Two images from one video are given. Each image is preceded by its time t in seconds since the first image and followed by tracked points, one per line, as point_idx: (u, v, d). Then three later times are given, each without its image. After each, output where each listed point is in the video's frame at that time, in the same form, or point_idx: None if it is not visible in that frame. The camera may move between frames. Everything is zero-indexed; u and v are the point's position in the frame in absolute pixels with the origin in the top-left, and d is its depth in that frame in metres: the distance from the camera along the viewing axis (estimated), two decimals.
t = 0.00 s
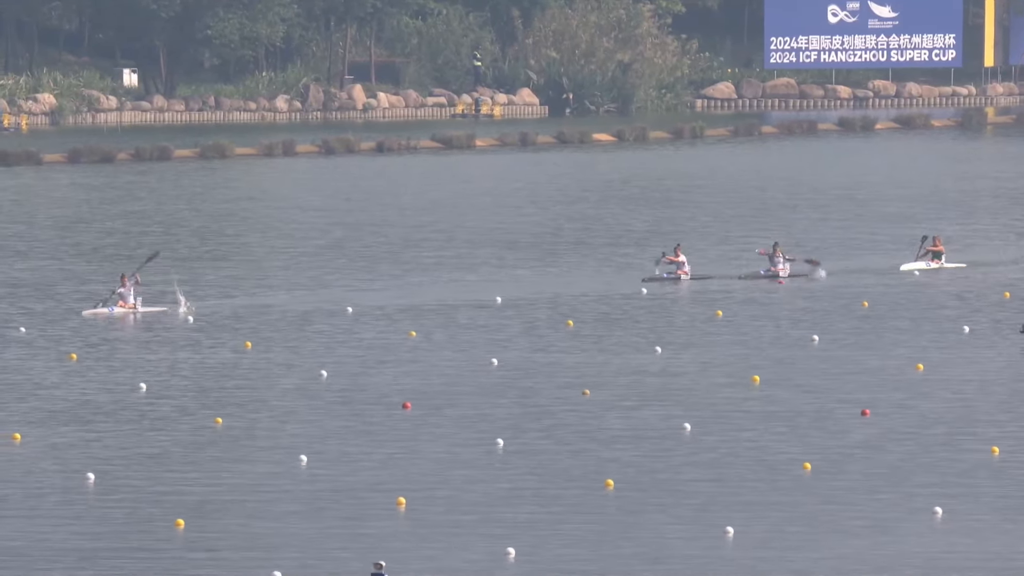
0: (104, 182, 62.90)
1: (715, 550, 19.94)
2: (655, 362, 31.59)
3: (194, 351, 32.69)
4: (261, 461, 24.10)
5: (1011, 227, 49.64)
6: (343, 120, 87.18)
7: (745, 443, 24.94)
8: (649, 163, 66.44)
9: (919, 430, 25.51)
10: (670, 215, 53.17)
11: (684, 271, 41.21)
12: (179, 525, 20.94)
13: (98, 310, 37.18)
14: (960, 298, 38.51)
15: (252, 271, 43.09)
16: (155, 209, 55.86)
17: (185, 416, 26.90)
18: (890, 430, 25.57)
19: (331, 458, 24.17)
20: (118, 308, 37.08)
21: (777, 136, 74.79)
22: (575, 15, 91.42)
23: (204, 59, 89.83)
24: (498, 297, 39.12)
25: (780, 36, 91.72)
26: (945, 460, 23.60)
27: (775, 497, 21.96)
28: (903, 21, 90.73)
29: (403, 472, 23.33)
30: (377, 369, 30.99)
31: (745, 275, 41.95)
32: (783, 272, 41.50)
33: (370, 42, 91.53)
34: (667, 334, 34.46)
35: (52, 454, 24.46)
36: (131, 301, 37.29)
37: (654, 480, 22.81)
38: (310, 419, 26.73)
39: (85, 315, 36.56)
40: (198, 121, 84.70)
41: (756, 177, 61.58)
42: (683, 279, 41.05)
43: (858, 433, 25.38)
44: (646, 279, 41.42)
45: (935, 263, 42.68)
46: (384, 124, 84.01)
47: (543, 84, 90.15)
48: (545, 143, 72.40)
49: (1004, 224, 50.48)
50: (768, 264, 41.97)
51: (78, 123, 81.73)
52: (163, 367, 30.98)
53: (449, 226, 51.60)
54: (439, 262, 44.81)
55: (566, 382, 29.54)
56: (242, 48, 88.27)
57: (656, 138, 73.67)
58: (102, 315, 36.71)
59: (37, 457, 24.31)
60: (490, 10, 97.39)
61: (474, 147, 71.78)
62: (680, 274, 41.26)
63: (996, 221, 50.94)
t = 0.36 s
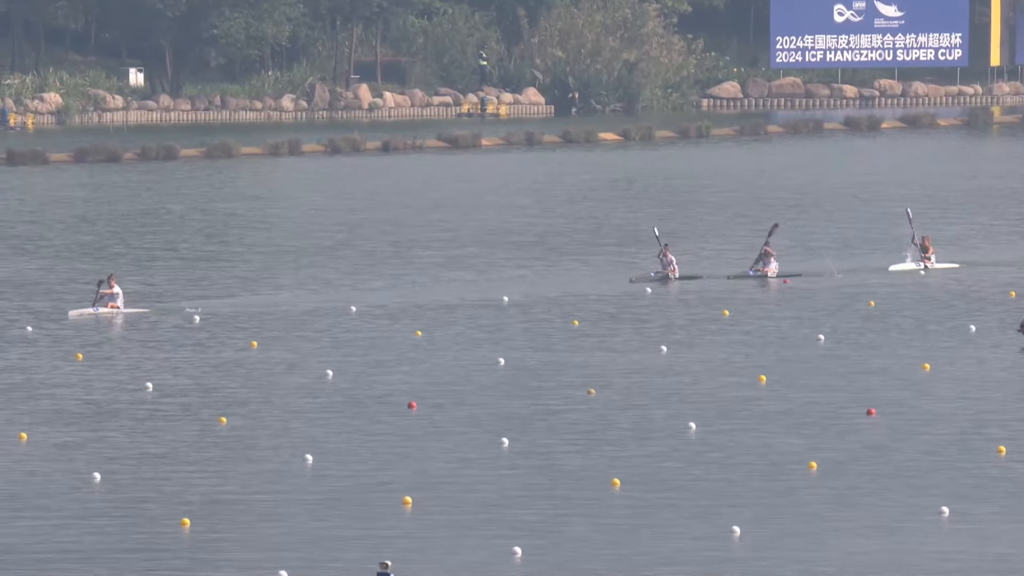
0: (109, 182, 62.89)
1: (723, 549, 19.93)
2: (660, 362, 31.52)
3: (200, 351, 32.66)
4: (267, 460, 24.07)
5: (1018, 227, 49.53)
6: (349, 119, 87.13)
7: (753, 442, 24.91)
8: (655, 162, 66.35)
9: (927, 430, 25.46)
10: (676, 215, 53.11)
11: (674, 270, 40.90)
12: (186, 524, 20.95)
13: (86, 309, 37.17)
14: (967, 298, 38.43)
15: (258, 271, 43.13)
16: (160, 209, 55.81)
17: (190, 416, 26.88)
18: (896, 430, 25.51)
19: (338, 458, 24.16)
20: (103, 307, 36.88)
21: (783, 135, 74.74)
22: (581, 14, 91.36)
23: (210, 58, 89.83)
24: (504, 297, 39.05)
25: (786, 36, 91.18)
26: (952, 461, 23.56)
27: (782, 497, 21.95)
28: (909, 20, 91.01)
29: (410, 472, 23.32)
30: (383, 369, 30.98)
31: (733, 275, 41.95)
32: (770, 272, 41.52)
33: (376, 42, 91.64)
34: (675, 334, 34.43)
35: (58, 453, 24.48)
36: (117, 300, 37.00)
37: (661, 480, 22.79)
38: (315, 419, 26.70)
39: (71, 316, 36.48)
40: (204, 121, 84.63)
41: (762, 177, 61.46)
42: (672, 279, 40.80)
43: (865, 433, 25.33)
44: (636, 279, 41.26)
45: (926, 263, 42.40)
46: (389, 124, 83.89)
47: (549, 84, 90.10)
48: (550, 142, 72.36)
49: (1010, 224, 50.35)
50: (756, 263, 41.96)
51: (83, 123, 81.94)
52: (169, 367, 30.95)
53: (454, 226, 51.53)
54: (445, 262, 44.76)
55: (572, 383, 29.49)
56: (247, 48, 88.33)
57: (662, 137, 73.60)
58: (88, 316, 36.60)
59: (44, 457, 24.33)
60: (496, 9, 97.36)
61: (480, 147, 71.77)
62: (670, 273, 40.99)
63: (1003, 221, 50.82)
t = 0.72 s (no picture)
0: (122, 182, 63.00)
1: (736, 549, 19.91)
2: (672, 362, 31.52)
3: (212, 351, 32.72)
4: (278, 460, 24.11)
5: None
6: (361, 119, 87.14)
7: (765, 442, 24.88)
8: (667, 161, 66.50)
9: (940, 430, 25.43)
10: (688, 215, 53.10)
11: (667, 272, 40.89)
12: (198, 524, 21.00)
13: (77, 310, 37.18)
14: (978, 298, 38.38)
15: (270, 271, 43.15)
16: (171, 209, 55.89)
17: (202, 416, 26.93)
18: (908, 430, 25.49)
19: (350, 457, 24.17)
20: (93, 309, 36.94)
21: (795, 135, 74.62)
22: (594, 14, 90.52)
23: (222, 58, 89.92)
24: (515, 297, 39.05)
25: (799, 35, 91.17)
26: (964, 461, 23.54)
27: (796, 497, 21.92)
28: (921, 19, 90.84)
29: (422, 472, 23.33)
30: (394, 369, 31.00)
31: (737, 275, 41.96)
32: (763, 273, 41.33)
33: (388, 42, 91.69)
34: (687, 334, 34.43)
35: (70, 453, 24.52)
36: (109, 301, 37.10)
37: (674, 480, 22.78)
38: (326, 419, 26.72)
39: (63, 317, 36.51)
40: (216, 121, 84.62)
41: (773, 176, 61.43)
42: (665, 280, 40.76)
43: (875, 433, 25.31)
44: (628, 281, 41.11)
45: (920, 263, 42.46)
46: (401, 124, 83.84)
47: (561, 84, 90.07)
48: (562, 142, 72.35)
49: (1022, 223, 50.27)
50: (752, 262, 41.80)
51: (96, 123, 81.84)
52: (180, 367, 31.00)
53: (466, 226, 51.54)
54: (455, 261, 44.75)
55: (583, 382, 29.49)
56: (259, 48, 88.39)
57: (674, 137, 73.57)
58: (79, 317, 36.65)
59: (56, 456, 24.37)
60: (508, 8, 97.27)
61: (492, 147, 71.80)
62: (662, 275, 40.94)
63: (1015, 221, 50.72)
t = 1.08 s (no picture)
0: (142, 182, 63.13)
1: (757, 550, 19.90)
2: (690, 361, 31.51)
3: (232, 351, 32.80)
4: (297, 459, 24.15)
5: None
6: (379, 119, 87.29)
7: (786, 442, 24.86)
8: (685, 159, 66.65)
9: (962, 430, 25.39)
10: (710, 214, 53.02)
11: (669, 274, 40.81)
12: (217, 523, 21.05)
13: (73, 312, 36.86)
14: (998, 297, 38.32)
15: (290, 270, 43.21)
16: (190, 209, 56.04)
17: (220, 415, 26.98)
18: (927, 430, 25.47)
19: (370, 457, 24.20)
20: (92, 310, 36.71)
21: (814, 133, 74.53)
22: (611, 14, 91.06)
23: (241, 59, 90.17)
24: (534, 297, 39.05)
25: (818, 34, 91.07)
26: (983, 460, 23.52)
27: (817, 497, 21.90)
28: (941, 20, 90.48)
29: (443, 471, 23.35)
30: (416, 369, 31.04)
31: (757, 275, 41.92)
32: (767, 274, 41.31)
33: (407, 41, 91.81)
34: (708, 333, 34.42)
35: (90, 452, 24.62)
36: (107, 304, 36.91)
37: (693, 480, 22.77)
38: (345, 418, 26.76)
39: (60, 318, 36.24)
40: (235, 120, 84.73)
41: (791, 175, 61.44)
42: (667, 281, 40.66)
43: (895, 433, 25.29)
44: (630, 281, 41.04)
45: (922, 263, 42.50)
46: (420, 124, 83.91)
47: (579, 83, 90.29)
48: (581, 141, 72.30)
49: None
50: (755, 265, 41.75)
51: (115, 123, 81.96)
52: (198, 366, 31.06)
53: (484, 225, 51.59)
54: (474, 261, 44.76)
55: (602, 382, 29.49)
56: (278, 48, 88.71)
57: (692, 136, 73.59)
58: (76, 318, 36.38)
59: (76, 456, 24.46)
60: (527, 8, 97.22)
61: (511, 146, 71.85)
62: (664, 276, 40.85)
63: None
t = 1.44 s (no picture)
0: (179, 183, 64.03)
1: (781, 547, 20.62)
2: (718, 360, 32.22)
3: (268, 349, 33.68)
4: (334, 456, 24.95)
5: None
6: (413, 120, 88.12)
7: (812, 439, 25.58)
8: (714, 161, 67.34)
9: (985, 428, 26.07)
10: (739, 215, 53.70)
11: (681, 274, 41.49)
12: (254, 520, 21.87)
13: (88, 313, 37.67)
14: None
15: (325, 270, 44.06)
16: (227, 209, 57.07)
17: (258, 413, 27.82)
18: (951, 429, 26.13)
19: (404, 455, 24.98)
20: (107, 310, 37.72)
21: (844, 135, 75.02)
22: (642, 16, 91.98)
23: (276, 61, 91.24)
24: (566, 296, 39.78)
25: (846, 37, 91.43)
26: (1007, 459, 24.20)
27: (838, 495, 22.60)
28: (968, 22, 91.11)
29: (476, 469, 24.11)
30: (450, 368, 31.81)
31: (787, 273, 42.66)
32: (777, 274, 41.99)
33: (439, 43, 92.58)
34: (736, 333, 35.13)
35: (130, 450, 25.47)
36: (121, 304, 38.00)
37: (721, 478, 23.50)
38: (381, 416, 27.57)
39: (76, 317, 37.09)
40: (270, 121, 85.58)
41: (819, 176, 62.13)
42: (678, 281, 41.37)
43: (920, 431, 25.97)
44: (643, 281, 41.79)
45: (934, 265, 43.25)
46: (454, 125, 84.68)
47: (611, 85, 90.87)
48: (612, 142, 73.01)
49: None
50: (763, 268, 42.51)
51: (153, 124, 82.87)
52: (237, 365, 31.92)
53: (516, 225, 52.39)
54: (506, 261, 45.52)
55: (632, 380, 30.25)
56: (313, 50, 89.82)
57: (722, 137, 74.23)
58: (93, 318, 37.22)
59: (117, 453, 25.32)
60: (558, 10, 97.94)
61: (543, 147, 72.58)
62: (676, 276, 41.54)
63: None
